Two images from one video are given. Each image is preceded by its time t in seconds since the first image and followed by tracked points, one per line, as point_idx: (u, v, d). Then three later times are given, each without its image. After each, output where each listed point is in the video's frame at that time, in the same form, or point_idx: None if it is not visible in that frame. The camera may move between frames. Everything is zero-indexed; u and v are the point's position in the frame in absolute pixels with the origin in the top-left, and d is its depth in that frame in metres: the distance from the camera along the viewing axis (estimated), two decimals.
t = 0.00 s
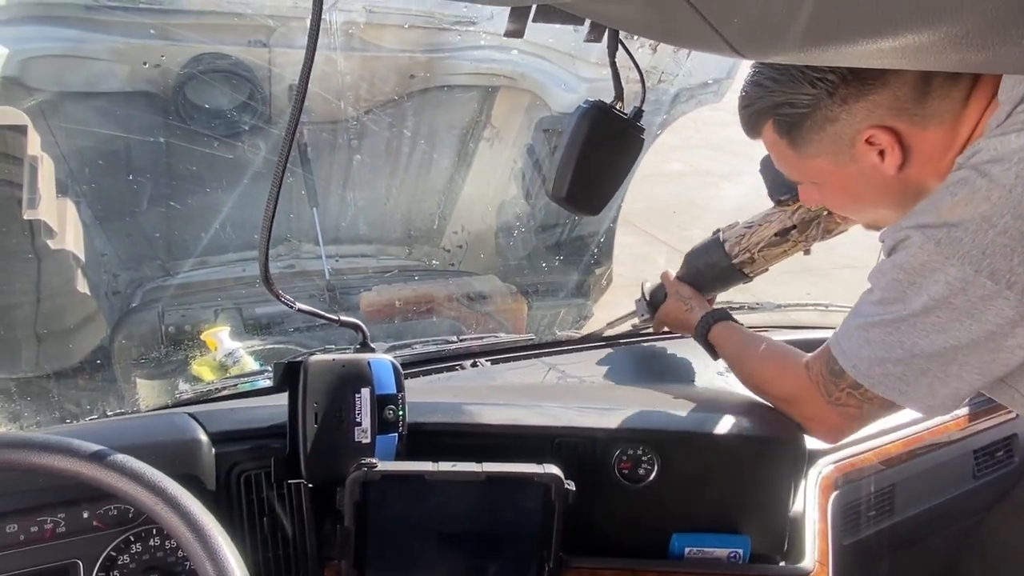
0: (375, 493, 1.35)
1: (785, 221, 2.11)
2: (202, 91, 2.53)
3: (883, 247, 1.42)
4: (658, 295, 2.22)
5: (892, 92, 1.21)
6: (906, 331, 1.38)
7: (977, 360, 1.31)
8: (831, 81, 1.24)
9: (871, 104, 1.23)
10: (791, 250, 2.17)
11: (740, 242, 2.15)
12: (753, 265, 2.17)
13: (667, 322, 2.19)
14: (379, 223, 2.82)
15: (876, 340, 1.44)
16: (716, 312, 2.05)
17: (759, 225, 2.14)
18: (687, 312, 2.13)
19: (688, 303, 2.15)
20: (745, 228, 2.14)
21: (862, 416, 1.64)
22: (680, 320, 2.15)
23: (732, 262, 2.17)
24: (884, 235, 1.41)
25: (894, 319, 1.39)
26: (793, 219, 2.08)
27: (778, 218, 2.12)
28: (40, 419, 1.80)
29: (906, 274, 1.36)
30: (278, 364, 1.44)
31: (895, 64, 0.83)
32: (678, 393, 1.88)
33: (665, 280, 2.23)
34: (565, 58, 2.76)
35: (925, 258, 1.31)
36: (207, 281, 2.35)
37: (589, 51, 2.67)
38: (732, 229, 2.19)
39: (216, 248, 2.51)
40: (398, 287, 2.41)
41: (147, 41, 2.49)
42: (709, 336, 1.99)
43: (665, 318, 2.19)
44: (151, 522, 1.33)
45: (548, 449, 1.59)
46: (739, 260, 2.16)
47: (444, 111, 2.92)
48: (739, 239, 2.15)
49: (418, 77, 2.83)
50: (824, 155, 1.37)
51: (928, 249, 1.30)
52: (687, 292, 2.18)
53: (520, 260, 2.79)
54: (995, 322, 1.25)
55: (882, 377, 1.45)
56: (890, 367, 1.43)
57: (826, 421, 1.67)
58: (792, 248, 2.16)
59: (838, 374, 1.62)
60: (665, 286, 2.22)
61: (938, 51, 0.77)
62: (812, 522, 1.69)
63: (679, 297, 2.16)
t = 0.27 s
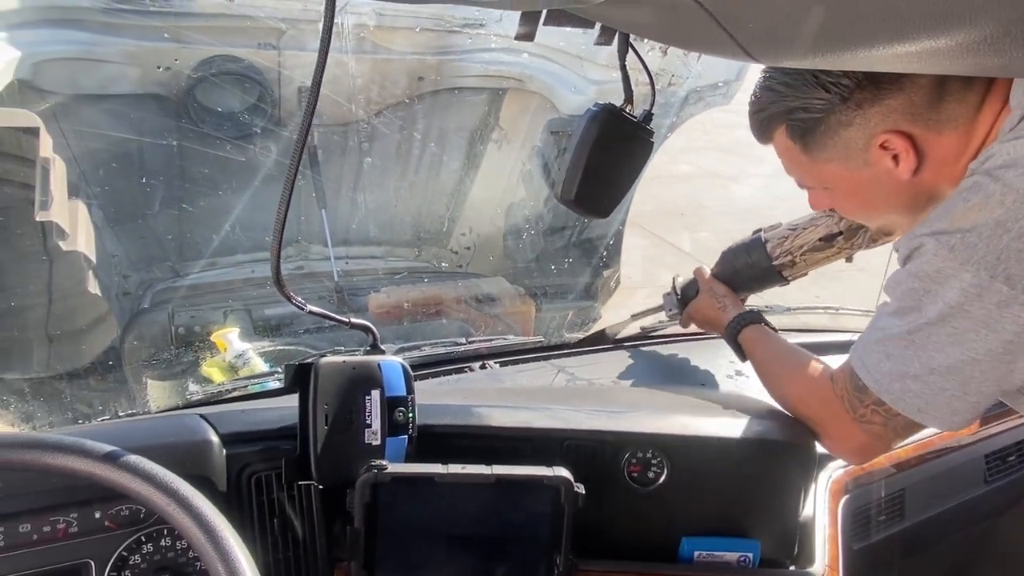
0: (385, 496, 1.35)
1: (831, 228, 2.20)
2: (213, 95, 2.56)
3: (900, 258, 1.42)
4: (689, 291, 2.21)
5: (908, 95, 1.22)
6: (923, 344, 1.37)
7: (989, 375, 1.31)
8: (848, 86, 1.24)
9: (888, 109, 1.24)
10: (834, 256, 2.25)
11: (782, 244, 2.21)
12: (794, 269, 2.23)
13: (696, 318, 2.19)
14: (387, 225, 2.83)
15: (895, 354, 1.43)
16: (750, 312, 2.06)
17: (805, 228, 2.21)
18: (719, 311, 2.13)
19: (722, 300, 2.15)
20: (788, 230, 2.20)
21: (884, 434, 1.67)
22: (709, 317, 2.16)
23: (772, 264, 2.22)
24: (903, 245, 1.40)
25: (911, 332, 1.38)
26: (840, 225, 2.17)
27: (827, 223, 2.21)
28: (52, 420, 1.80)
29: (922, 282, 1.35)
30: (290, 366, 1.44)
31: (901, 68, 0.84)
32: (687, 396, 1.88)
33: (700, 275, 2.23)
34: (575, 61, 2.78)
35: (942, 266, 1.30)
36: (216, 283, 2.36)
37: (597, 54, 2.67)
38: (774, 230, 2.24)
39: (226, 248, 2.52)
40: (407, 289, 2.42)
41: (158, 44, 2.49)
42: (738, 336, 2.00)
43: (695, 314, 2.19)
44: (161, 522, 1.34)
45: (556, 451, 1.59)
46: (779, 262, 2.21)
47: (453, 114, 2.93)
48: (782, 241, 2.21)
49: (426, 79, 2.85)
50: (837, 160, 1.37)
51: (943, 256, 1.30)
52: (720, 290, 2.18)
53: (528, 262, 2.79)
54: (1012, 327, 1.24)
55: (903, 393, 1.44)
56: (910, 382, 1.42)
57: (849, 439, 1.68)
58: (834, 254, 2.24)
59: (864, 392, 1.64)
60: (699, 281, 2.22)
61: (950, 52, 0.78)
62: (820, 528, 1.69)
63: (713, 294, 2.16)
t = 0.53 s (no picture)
0: (392, 494, 1.36)
1: (793, 243, 2.17)
2: (224, 95, 2.57)
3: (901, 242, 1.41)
4: (659, 308, 2.18)
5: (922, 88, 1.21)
6: (925, 327, 1.37)
7: (997, 362, 1.32)
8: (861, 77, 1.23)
9: (901, 101, 1.23)
10: (797, 271, 2.24)
11: (747, 260, 2.19)
12: (759, 283, 2.22)
13: (669, 334, 2.15)
14: (395, 225, 2.83)
15: (897, 337, 1.43)
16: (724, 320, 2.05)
17: (768, 244, 2.19)
18: (691, 324, 2.11)
19: (693, 315, 2.12)
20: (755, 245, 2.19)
21: (879, 412, 1.62)
22: (684, 332, 2.12)
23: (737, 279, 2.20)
24: (907, 232, 1.39)
25: (913, 315, 1.38)
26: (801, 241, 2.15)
27: (785, 239, 2.18)
28: (62, 417, 1.82)
29: (928, 270, 1.35)
30: (297, 365, 1.45)
31: (908, 68, 0.84)
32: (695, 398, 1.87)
33: (668, 293, 2.21)
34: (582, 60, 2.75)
35: (949, 254, 1.30)
36: (224, 282, 2.38)
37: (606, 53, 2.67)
38: (738, 245, 2.23)
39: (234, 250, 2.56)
40: (414, 290, 2.42)
41: (167, 44, 2.48)
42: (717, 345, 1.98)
43: (669, 328, 2.15)
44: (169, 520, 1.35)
45: (563, 452, 1.59)
46: (745, 278, 2.20)
47: (461, 114, 2.93)
48: (745, 257, 2.19)
49: (434, 81, 2.83)
50: (850, 154, 1.36)
51: (950, 245, 1.29)
52: (690, 303, 2.16)
53: (536, 263, 2.79)
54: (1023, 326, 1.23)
55: (902, 375, 1.44)
56: (911, 364, 1.42)
57: (841, 419, 1.65)
58: (798, 268, 2.22)
59: (858, 372, 1.59)
60: (669, 298, 2.20)
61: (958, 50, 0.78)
62: (830, 530, 1.68)
63: (684, 308, 2.14)
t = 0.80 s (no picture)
0: (401, 494, 1.36)
1: (810, 237, 2.15)
2: (235, 95, 2.58)
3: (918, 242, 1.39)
4: (666, 302, 2.17)
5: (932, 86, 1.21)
6: (941, 330, 1.35)
7: (1004, 361, 1.30)
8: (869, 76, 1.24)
9: (909, 99, 1.23)
10: (813, 267, 2.20)
11: (762, 253, 2.16)
12: (771, 278, 2.18)
13: (676, 327, 2.14)
14: (405, 225, 2.84)
15: (912, 340, 1.41)
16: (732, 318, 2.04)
17: (783, 238, 2.16)
18: (699, 320, 2.11)
19: (701, 310, 2.12)
20: (769, 239, 2.16)
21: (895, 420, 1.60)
22: (690, 328, 2.12)
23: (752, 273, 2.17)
24: (924, 232, 1.37)
25: (928, 318, 1.36)
26: (819, 236, 2.13)
27: (805, 232, 2.16)
28: (75, 415, 1.83)
29: (946, 267, 1.33)
30: (307, 365, 1.45)
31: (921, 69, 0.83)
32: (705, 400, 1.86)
33: (677, 286, 2.19)
34: (592, 61, 2.75)
35: (967, 250, 1.29)
36: (235, 281, 2.39)
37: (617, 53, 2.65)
38: (754, 240, 2.20)
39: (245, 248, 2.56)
40: (423, 290, 2.43)
41: (180, 45, 2.50)
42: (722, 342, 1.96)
43: (675, 324, 2.14)
44: (179, 518, 1.36)
45: (572, 453, 1.58)
46: (759, 271, 2.16)
47: (472, 115, 2.94)
48: (762, 250, 2.16)
49: (444, 81, 2.84)
50: (858, 154, 1.36)
51: (967, 239, 1.28)
52: (699, 298, 2.15)
53: (546, 264, 2.78)
54: None
55: (918, 381, 1.42)
56: (927, 370, 1.40)
57: (856, 427, 1.64)
58: (815, 265, 2.19)
59: (875, 378, 1.58)
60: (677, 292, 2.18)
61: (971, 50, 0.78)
62: (840, 534, 1.69)
63: (692, 303, 2.13)
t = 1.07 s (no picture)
0: (409, 493, 1.36)
1: (810, 255, 2.16)
2: (247, 95, 2.60)
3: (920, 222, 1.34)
4: (666, 312, 2.16)
5: (947, 89, 1.19)
6: (926, 306, 1.32)
7: (1000, 347, 1.27)
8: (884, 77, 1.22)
9: (925, 101, 1.21)
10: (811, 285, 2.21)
11: (762, 269, 2.16)
12: (771, 295, 2.19)
13: (673, 339, 2.13)
14: (415, 225, 2.85)
15: (898, 318, 1.37)
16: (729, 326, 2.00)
17: (783, 254, 2.17)
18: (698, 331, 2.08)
19: (699, 321, 2.10)
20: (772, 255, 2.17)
21: (863, 408, 1.52)
22: (689, 339, 2.10)
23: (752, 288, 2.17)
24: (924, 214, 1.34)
25: (916, 293, 1.33)
26: (820, 253, 2.14)
27: (805, 249, 2.17)
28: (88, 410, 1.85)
29: (947, 247, 1.28)
30: (317, 363, 1.46)
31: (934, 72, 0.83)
32: (715, 402, 1.85)
33: (676, 298, 2.18)
34: (604, 61, 2.77)
35: (968, 229, 1.25)
36: (246, 279, 2.41)
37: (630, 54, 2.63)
38: (754, 255, 2.20)
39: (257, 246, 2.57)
40: (433, 289, 2.43)
41: (193, 45, 2.51)
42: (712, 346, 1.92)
43: (675, 334, 2.12)
44: (190, 514, 1.37)
45: (580, 454, 1.58)
46: (758, 288, 2.16)
47: (483, 115, 2.95)
48: (762, 265, 2.16)
49: (455, 82, 2.84)
50: (870, 156, 1.35)
51: (973, 219, 1.24)
52: (699, 310, 2.13)
53: (556, 264, 2.79)
54: None
55: (894, 358, 1.39)
56: (904, 346, 1.36)
57: (821, 412, 1.56)
58: (813, 283, 2.20)
59: (847, 356, 1.52)
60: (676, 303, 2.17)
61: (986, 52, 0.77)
62: (850, 538, 1.67)
63: (691, 314, 2.12)
